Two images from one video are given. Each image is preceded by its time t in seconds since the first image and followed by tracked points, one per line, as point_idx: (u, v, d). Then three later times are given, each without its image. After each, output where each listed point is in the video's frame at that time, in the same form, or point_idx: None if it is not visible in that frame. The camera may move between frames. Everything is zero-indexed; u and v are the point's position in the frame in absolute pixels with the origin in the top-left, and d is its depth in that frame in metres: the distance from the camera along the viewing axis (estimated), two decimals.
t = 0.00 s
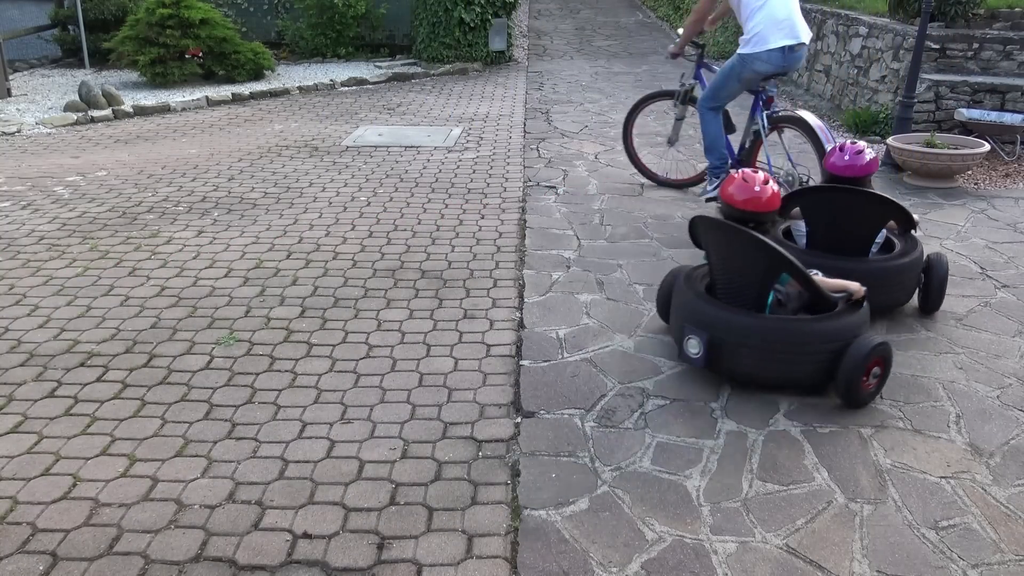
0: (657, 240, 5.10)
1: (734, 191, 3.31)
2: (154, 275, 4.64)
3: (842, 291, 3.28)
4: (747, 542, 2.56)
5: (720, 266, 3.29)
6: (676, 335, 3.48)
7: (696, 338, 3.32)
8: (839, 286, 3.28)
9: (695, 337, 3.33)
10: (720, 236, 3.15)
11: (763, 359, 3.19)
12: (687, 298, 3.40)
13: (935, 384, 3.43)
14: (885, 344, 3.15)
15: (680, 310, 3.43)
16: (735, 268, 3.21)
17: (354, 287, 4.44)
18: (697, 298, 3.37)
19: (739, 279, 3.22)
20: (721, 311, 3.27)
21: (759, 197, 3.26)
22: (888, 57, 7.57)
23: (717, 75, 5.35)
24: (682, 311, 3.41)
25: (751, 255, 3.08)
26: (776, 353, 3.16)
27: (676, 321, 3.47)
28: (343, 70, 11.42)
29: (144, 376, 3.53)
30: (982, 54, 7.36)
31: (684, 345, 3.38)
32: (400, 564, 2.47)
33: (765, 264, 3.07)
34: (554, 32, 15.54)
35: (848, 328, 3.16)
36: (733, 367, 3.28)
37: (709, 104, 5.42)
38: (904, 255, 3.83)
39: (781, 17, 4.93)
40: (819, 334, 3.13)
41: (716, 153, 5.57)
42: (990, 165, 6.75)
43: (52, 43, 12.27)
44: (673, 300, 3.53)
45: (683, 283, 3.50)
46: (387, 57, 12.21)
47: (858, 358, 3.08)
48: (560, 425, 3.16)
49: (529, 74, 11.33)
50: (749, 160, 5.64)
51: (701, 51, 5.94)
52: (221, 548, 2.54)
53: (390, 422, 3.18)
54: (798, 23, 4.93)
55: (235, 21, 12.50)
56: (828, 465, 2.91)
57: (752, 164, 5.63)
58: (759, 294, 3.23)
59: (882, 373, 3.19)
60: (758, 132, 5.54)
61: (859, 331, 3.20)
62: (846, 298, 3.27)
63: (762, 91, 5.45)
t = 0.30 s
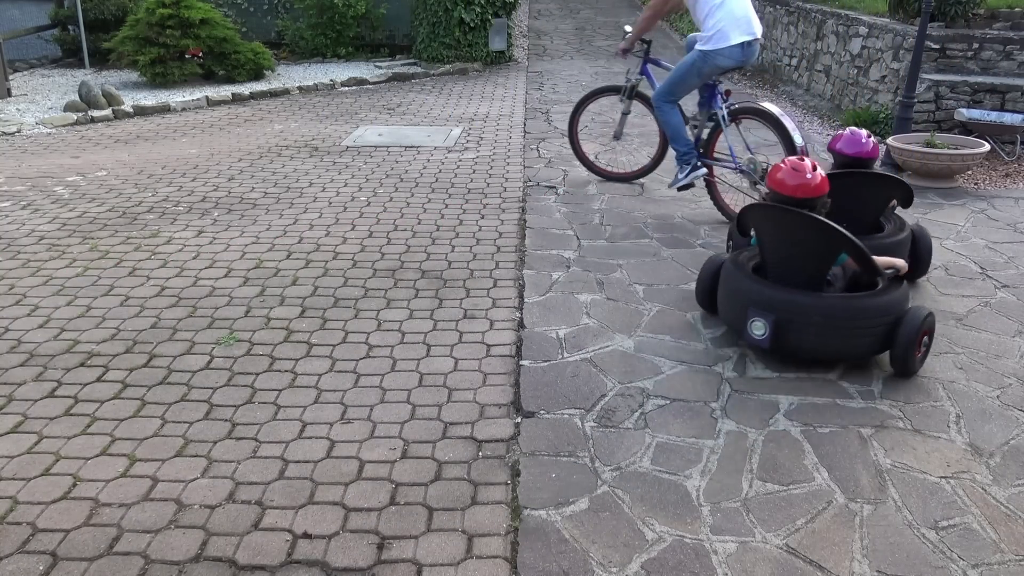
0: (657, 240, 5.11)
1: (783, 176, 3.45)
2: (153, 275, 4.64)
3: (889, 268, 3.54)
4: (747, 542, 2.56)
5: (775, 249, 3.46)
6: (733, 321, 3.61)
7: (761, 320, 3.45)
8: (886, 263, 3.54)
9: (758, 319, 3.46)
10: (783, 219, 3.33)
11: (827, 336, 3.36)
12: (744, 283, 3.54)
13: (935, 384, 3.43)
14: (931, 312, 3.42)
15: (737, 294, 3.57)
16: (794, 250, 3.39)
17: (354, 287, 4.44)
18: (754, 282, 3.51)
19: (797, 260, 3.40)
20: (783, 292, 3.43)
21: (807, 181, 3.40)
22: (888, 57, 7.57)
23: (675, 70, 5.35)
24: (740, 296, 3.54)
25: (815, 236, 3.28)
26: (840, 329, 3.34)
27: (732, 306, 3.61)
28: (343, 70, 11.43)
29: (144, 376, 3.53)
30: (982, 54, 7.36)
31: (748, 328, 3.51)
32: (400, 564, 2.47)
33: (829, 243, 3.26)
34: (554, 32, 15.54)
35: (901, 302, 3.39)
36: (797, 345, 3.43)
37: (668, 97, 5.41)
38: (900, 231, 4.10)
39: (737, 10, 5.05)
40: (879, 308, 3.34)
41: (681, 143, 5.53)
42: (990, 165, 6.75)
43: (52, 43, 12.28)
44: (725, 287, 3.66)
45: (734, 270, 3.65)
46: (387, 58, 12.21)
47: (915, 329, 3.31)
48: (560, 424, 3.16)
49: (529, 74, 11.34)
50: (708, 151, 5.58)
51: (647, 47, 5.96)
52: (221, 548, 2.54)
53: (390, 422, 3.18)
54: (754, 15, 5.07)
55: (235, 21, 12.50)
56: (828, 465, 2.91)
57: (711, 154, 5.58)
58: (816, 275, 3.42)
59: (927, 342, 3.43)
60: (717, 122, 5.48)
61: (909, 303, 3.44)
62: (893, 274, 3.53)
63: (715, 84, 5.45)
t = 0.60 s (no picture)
0: (657, 240, 5.11)
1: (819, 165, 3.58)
2: (154, 275, 4.64)
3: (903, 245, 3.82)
4: (747, 542, 2.56)
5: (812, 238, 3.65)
6: (775, 310, 3.74)
7: (812, 306, 3.60)
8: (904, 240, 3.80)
9: (808, 304, 3.61)
10: (830, 206, 3.53)
11: (871, 316, 3.56)
12: (785, 272, 3.69)
13: (935, 384, 3.43)
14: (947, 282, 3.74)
15: (778, 283, 3.71)
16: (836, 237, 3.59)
17: (354, 287, 4.44)
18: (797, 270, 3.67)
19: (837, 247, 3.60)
20: (827, 277, 3.61)
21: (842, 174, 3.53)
22: (888, 57, 7.57)
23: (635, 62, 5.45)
24: (783, 285, 3.68)
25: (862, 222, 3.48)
26: (883, 307, 3.56)
27: (772, 296, 3.74)
28: (344, 70, 11.43)
29: (144, 376, 3.53)
30: (982, 54, 7.36)
31: (796, 314, 3.65)
32: (400, 564, 2.47)
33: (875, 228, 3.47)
34: (554, 32, 15.53)
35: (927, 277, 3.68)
36: (843, 329, 3.61)
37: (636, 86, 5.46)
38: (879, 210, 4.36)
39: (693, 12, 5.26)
40: (913, 285, 3.60)
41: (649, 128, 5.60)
42: (990, 165, 6.76)
43: (52, 43, 12.28)
44: (762, 277, 3.79)
45: (769, 260, 3.79)
46: (387, 58, 12.21)
47: (945, 298, 3.60)
48: (560, 425, 3.16)
49: (529, 74, 11.34)
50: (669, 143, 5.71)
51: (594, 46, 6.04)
52: (221, 548, 2.54)
53: (390, 423, 3.18)
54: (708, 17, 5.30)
55: (235, 21, 12.51)
56: (828, 465, 2.91)
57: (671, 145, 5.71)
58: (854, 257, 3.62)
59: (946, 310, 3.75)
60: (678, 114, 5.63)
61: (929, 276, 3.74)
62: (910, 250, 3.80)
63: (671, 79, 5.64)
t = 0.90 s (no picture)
0: (657, 240, 5.11)
1: (833, 148, 3.91)
2: (154, 275, 4.64)
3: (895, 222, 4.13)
4: (747, 542, 2.56)
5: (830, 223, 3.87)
6: (804, 290, 3.94)
7: (845, 284, 3.82)
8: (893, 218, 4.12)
9: (841, 282, 3.84)
10: (854, 191, 3.74)
11: (895, 287, 3.84)
12: (811, 255, 3.89)
13: (935, 384, 3.43)
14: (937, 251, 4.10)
15: (805, 267, 3.90)
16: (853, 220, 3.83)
17: (354, 287, 4.44)
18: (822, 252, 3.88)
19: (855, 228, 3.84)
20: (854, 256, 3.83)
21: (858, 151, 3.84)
22: (888, 57, 7.57)
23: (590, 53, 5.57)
24: (812, 267, 3.88)
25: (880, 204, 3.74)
26: (902, 278, 3.85)
27: (801, 278, 3.93)
28: (344, 70, 11.43)
29: (144, 376, 3.53)
30: (982, 54, 7.36)
31: (830, 292, 3.87)
32: (400, 564, 2.47)
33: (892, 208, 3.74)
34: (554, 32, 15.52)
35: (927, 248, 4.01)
36: (869, 302, 3.86)
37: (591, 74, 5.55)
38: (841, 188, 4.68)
39: (644, 10, 5.49)
40: (921, 257, 3.92)
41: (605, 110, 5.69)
42: (990, 165, 6.75)
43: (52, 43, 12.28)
44: (787, 262, 3.97)
45: (790, 245, 3.99)
46: (387, 57, 12.20)
47: (945, 266, 3.96)
48: (560, 425, 3.16)
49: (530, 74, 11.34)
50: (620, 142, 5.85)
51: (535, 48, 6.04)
52: (221, 548, 2.54)
53: (390, 423, 3.18)
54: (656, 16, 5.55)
55: (235, 21, 12.51)
56: (828, 465, 2.91)
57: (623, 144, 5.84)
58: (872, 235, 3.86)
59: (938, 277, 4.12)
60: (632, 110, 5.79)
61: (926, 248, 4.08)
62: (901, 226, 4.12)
63: (623, 78, 5.80)
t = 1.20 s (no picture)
0: (657, 239, 5.12)
1: (830, 131, 4.22)
2: (154, 275, 4.64)
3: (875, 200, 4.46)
4: (747, 542, 2.56)
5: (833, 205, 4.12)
6: (816, 270, 4.16)
7: (856, 261, 4.08)
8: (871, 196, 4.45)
9: (852, 260, 4.09)
10: (860, 173, 4.00)
11: (894, 262, 4.15)
12: (820, 236, 4.13)
13: (935, 384, 3.43)
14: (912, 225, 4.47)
15: (817, 248, 4.13)
16: (855, 202, 4.10)
17: (354, 287, 4.44)
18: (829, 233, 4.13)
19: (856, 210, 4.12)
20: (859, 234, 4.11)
21: (856, 133, 4.12)
22: (888, 57, 7.57)
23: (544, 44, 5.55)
24: (824, 247, 4.11)
25: (881, 184, 4.03)
26: (900, 252, 4.17)
27: (812, 259, 4.15)
28: (344, 70, 11.43)
29: (144, 376, 3.53)
30: (982, 54, 7.36)
31: (842, 271, 4.11)
32: (400, 564, 2.47)
33: (891, 187, 4.04)
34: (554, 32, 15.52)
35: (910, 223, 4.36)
36: (875, 276, 4.14)
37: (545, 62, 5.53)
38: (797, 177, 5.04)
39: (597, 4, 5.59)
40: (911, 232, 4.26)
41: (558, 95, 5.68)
42: (990, 165, 6.75)
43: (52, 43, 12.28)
44: (797, 245, 4.18)
45: (796, 228, 4.21)
46: (387, 58, 12.19)
47: (929, 240, 4.32)
48: (560, 424, 3.16)
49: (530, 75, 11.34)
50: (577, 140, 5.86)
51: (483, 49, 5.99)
52: (221, 548, 2.54)
53: (390, 423, 3.18)
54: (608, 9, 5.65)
55: (235, 21, 12.52)
56: (828, 465, 2.91)
57: (580, 142, 5.86)
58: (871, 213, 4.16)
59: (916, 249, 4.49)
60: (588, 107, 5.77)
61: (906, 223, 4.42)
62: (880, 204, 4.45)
63: (578, 74, 5.78)
